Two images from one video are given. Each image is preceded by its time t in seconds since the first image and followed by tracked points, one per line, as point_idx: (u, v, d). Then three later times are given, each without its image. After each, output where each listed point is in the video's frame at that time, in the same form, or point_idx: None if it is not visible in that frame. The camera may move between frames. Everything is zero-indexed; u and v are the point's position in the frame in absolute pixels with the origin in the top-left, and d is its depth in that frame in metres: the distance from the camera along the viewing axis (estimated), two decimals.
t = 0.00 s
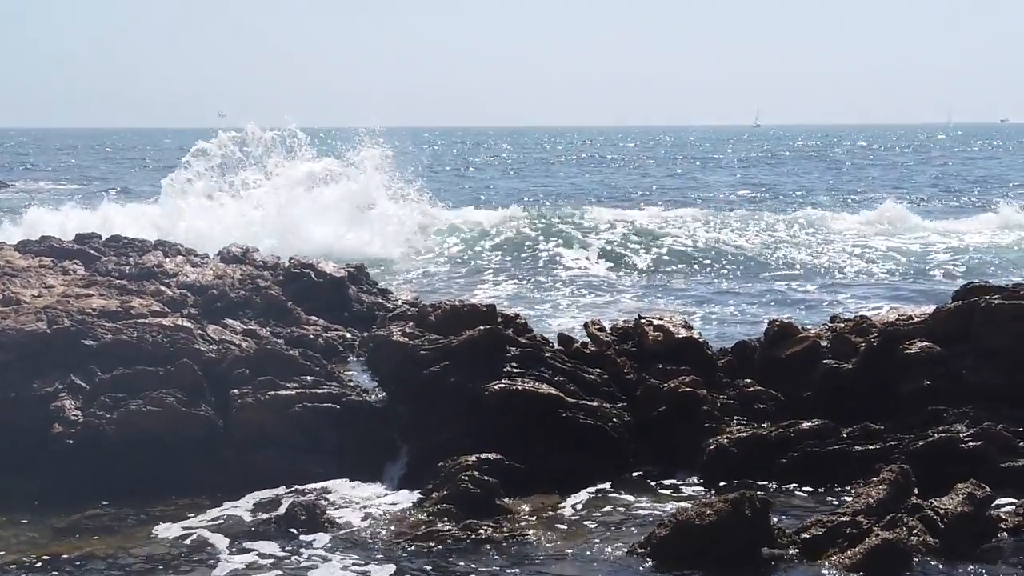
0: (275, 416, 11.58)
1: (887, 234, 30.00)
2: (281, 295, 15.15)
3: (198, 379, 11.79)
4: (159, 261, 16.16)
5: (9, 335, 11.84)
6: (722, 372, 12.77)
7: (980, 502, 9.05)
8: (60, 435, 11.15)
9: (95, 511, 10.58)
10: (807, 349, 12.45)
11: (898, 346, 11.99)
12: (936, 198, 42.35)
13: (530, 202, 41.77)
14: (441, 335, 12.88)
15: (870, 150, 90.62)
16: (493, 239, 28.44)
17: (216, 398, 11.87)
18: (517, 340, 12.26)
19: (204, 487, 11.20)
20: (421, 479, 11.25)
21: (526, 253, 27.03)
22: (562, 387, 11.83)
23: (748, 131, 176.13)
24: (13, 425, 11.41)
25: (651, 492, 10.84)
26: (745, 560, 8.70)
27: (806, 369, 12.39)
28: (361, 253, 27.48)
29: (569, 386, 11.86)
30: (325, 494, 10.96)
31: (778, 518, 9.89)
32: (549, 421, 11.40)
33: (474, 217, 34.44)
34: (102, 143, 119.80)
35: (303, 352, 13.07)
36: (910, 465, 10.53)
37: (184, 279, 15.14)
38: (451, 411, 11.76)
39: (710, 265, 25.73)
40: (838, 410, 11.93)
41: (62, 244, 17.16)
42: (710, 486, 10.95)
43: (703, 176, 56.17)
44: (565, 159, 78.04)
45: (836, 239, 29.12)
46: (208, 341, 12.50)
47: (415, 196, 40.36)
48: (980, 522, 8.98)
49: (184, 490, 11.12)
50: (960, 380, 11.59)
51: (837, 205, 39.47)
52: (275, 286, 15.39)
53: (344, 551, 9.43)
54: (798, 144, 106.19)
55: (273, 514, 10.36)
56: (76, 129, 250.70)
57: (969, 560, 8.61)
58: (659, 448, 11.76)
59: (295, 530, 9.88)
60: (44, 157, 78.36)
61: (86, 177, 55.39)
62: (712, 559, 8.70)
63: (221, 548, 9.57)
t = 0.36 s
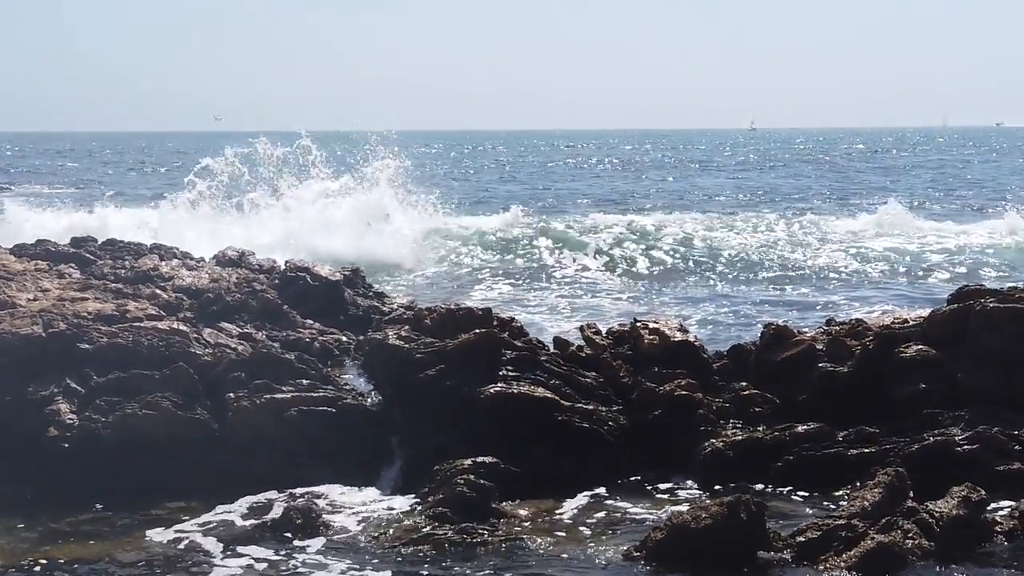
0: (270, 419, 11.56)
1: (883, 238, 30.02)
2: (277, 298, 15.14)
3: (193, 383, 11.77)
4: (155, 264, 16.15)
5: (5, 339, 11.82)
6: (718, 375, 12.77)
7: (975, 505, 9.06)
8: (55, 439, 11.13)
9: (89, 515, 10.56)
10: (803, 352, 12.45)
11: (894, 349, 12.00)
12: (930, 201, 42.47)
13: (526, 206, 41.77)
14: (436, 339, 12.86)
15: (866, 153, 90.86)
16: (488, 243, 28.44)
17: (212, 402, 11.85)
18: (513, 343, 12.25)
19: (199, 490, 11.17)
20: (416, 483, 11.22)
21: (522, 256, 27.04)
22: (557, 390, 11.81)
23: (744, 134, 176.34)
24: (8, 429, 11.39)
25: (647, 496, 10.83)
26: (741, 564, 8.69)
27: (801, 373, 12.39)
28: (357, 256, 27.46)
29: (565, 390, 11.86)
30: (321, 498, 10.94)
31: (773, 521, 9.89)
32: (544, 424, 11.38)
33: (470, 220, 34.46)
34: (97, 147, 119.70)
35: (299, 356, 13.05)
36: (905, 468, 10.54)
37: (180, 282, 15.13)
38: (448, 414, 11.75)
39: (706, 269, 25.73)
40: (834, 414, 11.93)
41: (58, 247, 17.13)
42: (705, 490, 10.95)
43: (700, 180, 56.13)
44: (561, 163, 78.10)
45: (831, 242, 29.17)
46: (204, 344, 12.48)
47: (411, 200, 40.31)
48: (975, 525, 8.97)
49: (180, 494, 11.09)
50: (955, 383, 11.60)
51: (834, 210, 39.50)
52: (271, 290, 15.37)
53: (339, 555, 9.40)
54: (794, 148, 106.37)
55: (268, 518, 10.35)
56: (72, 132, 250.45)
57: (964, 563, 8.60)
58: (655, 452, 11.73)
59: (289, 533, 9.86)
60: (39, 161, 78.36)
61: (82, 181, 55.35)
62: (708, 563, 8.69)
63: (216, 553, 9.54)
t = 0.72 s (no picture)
0: (270, 423, 11.56)
1: (883, 242, 30.04)
2: (277, 302, 15.15)
3: (193, 387, 11.77)
4: (155, 269, 16.16)
5: (6, 342, 11.83)
6: (718, 379, 12.76)
7: (976, 509, 9.04)
8: (56, 443, 11.13)
9: (89, 518, 10.57)
10: (803, 356, 12.45)
11: (894, 353, 12.00)
12: (931, 205, 42.44)
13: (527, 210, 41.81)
14: (436, 343, 12.86)
15: (868, 157, 90.51)
16: (488, 247, 28.47)
17: (212, 406, 11.85)
18: (513, 347, 12.25)
19: (201, 494, 11.18)
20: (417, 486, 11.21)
21: (523, 260, 27.03)
22: (558, 394, 11.81)
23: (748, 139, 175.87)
24: (8, 434, 11.40)
25: (648, 501, 10.82)
26: (741, 568, 8.70)
27: (802, 377, 12.39)
28: (357, 259, 27.47)
29: (565, 394, 11.85)
30: (320, 502, 10.94)
31: (773, 526, 9.89)
32: (544, 429, 11.38)
33: (470, 225, 34.46)
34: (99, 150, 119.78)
35: (299, 360, 13.06)
36: (906, 472, 10.53)
37: (180, 287, 15.14)
38: (448, 418, 11.75)
39: (705, 273, 25.74)
40: (834, 418, 11.93)
41: (58, 251, 17.15)
42: (706, 494, 10.94)
43: (700, 185, 56.18)
44: (562, 167, 78.20)
45: (832, 246, 29.17)
46: (204, 348, 12.48)
47: (412, 204, 40.35)
48: (975, 529, 8.95)
49: (179, 497, 11.09)
50: (955, 387, 11.60)
51: (834, 214, 39.51)
52: (272, 294, 15.38)
53: (339, 561, 9.39)
54: (796, 152, 106.14)
55: (269, 522, 10.36)
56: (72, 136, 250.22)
57: (964, 568, 8.59)
58: (655, 456, 11.72)
59: (290, 538, 9.86)
60: (40, 165, 78.46)
61: (84, 184, 55.44)
62: (708, 567, 8.69)
63: (215, 558, 9.54)
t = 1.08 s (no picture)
0: (272, 426, 11.55)
1: (884, 244, 30.02)
2: (278, 305, 15.16)
3: (194, 391, 11.77)
4: (156, 271, 16.17)
5: (8, 345, 11.83)
6: (719, 383, 12.76)
7: (976, 513, 9.03)
8: (57, 446, 11.11)
9: (91, 521, 10.57)
10: (805, 358, 12.45)
11: (895, 356, 11.99)
12: (934, 208, 42.39)
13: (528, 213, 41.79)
14: (437, 345, 12.85)
15: (870, 160, 90.55)
16: (489, 250, 28.47)
17: (214, 409, 11.85)
18: (514, 350, 12.25)
19: (203, 497, 11.18)
20: (418, 490, 11.20)
21: (524, 263, 27.02)
22: (559, 397, 11.81)
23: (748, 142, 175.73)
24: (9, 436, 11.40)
25: (649, 505, 10.83)
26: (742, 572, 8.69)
27: (804, 380, 12.38)
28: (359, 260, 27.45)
29: (566, 397, 11.85)
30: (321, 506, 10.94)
31: (775, 529, 9.89)
32: (545, 432, 11.37)
33: (471, 228, 34.45)
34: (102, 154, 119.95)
35: (301, 362, 13.05)
36: (908, 474, 10.52)
37: (182, 289, 15.15)
38: (449, 422, 11.74)
39: (706, 276, 25.73)
40: (835, 422, 11.93)
41: (60, 254, 17.17)
42: (707, 498, 10.95)
43: (701, 188, 56.18)
44: (564, 169, 78.22)
45: (834, 249, 29.14)
46: (205, 351, 12.48)
47: (413, 210, 40.35)
48: (976, 533, 8.94)
49: (180, 501, 11.09)
50: (957, 390, 11.58)
51: (835, 216, 39.48)
52: (273, 297, 15.39)
53: (340, 563, 9.38)
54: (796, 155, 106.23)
55: (270, 525, 10.37)
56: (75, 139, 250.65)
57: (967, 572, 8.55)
58: (656, 459, 11.71)
59: (290, 541, 9.86)
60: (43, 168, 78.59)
61: (87, 187, 55.54)
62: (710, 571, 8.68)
63: (217, 560, 9.54)
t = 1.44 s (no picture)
0: (278, 429, 11.58)
1: (890, 247, 29.98)
2: (284, 308, 15.19)
3: (201, 393, 11.78)
4: (163, 274, 16.21)
5: (15, 348, 11.86)
6: (726, 386, 12.76)
7: (983, 517, 9.00)
8: (63, 449, 11.11)
9: (99, 524, 10.58)
10: (811, 362, 12.45)
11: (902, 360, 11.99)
12: (941, 211, 42.31)
13: (533, 216, 41.82)
14: (443, 349, 12.86)
15: (875, 164, 90.37)
16: (494, 252, 28.48)
17: (220, 412, 11.87)
18: (520, 353, 12.25)
19: (209, 500, 11.21)
20: (424, 493, 11.22)
21: (530, 265, 27.02)
22: (566, 401, 11.82)
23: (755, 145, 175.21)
24: (16, 439, 11.42)
25: (655, 508, 10.85)
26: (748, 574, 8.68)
27: (810, 384, 12.38)
28: (363, 262, 27.47)
29: (572, 400, 11.86)
30: (328, 509, 10.97)
31: (781, 532, 9.90)
32: (551, 435, 11.38)
33: (476, 231, 34.46)
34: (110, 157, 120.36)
35: (307, 365, 13.07)
36: (914, 478, 10.52)
37: (188, 292, 15.18)
38: (455, 425, 11.74)
39: (711, 278, 25.73)
40: (841, 425, 11.93)
41: (66, 257, 17.22)
42: (713, 502, 10.96)
43: (706, 191, 56.14)
44: (570, 172, 78.27)
45: (840, 251, 29.10)
46: (211, 354, 12.50)
47: (418, 214, 40.38)
48: (982, 536, 8.91)
49: (187, 504, 11.13)
50: (963, 394, 11.58)
51: (840, 220, 39.44)
52: (279, 300, 15.43)
53: (346, 566, 9.40)
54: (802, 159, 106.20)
55: (277, 528, 10.39)
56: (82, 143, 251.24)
57: None
58: (663, 462, 11.71)
59: (296, 544, 9.86)
60: (51, 171, 78.98)
61: (94, 190, 55.78)
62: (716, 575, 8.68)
63: (223, 563, 9.56)
